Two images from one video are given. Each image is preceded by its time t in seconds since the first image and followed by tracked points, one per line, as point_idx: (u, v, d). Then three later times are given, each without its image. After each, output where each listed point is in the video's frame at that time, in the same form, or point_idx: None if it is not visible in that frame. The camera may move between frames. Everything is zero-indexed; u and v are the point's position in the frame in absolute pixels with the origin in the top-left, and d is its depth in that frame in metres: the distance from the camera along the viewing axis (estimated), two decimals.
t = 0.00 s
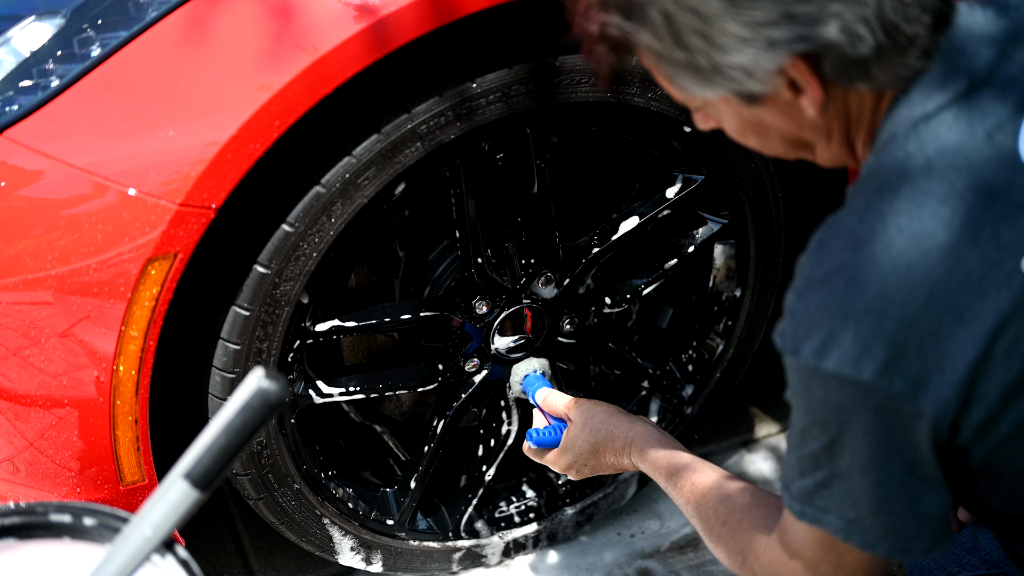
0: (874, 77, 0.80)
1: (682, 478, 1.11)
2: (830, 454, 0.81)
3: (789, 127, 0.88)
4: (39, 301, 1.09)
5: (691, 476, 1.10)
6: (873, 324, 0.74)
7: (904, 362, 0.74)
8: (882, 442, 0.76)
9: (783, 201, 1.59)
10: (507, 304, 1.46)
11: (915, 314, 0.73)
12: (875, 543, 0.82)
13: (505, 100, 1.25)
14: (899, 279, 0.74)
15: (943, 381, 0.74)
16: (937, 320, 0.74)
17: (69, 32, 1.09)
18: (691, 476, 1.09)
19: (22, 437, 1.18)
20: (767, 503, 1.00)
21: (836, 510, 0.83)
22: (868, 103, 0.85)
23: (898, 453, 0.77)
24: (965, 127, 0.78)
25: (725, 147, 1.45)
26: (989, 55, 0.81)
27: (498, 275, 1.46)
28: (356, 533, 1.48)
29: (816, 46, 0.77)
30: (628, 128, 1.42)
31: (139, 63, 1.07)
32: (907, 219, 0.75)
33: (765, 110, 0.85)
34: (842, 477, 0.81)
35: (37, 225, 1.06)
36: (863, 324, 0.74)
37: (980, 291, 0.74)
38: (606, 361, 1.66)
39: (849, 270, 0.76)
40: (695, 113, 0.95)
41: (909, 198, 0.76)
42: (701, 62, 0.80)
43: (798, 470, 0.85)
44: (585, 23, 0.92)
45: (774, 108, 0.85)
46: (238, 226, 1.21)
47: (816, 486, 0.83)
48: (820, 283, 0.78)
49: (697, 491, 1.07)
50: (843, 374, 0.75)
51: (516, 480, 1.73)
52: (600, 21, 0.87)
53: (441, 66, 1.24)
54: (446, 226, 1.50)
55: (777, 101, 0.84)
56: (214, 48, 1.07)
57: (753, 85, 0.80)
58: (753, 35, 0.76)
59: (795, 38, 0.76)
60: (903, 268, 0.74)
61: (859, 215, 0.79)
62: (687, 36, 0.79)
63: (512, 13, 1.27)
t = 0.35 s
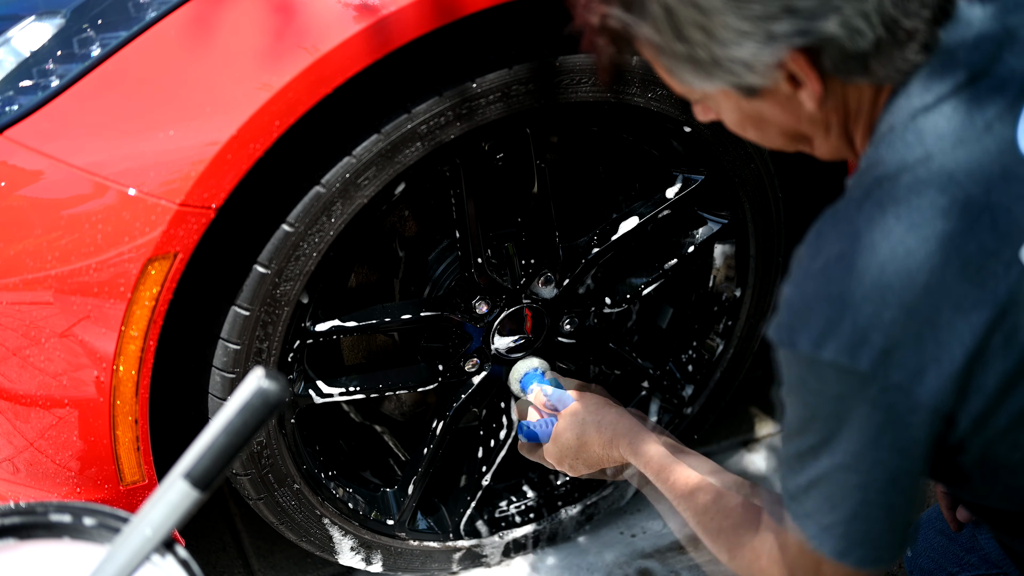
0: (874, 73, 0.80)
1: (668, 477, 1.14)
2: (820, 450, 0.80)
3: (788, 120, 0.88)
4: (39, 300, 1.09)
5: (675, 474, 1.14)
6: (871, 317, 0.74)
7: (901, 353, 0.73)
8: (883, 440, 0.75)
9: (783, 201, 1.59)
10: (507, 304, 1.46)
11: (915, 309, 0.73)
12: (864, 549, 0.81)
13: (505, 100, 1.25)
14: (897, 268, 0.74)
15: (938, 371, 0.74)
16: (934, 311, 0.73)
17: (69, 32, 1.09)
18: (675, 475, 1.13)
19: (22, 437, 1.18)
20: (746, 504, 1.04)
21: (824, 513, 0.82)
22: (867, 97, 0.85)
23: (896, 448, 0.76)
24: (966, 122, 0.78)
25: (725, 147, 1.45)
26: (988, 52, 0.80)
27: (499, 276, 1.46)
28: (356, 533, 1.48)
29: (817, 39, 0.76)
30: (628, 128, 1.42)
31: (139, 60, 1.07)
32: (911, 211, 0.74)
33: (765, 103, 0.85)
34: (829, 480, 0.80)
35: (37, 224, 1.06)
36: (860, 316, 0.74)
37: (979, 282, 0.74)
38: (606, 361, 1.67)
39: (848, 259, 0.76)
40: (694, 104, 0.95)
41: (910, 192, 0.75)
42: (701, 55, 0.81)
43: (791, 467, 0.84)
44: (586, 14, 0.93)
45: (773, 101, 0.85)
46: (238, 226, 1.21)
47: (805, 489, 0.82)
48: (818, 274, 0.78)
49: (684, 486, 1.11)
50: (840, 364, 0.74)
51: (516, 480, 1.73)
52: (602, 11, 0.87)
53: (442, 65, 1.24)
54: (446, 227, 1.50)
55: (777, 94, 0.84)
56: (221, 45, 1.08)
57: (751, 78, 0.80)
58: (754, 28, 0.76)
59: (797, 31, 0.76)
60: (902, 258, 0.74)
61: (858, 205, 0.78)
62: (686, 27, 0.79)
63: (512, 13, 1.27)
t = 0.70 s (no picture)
0: (879, 76, 0.80)
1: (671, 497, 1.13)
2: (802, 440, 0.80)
3: (794, 122, 0.88)
4: (39, 300, 1.09)
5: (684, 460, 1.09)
6: (869, 312, 0.74)
7: (902, 349, 0.73)
8: (878, 431, 0.76)
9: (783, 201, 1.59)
10: (507, 304, 1.46)
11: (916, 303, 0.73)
12: (826, 541, 0.81)
13: (505, 100, 1.25)
14: (902, 266, 0.74)
15: (937, 368, 0.74)
16: (937, 314, 0.74)
17: (69, 32, 1.09)
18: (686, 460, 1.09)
19: (22, 437, 1.18)
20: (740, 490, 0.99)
21: (790, 499, 0.82)
22: (872, 99, 0.85)
23: (885, 441, 0.76)
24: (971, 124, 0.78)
25: (725, 147, 1.45)
26: (994, 51, 0.80)
27: (499, 276, 1.46)
28: (356, 533, 1.48)
29: (817, 47, 0.76)
30: (628, 128, 1.43)
31: (139, 62, 1.07)
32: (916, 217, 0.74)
33: (769, 105, 0.85)
34: (803, 468, 0.81)
35: (37, 224, 1.06)
36: (859, 308, 0.74)
37: (985, 287, 0.74)
38: (606, 361, 1.66)
39: (851, 254, 0.76)
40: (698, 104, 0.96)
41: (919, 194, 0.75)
42: (705, 61, 0.81)
43: (758, 458, 0.84)
44: (587, 19, 0.93)
45: (778, 104, 0.85)
46: (238, 226, 1.21)
47: (776, 480, 0.83)
48: (818, 270, 0.77)
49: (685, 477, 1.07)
50: (838, 357, 0.74)
51: (517, 480, 1.73)
52: (603, 19, 0.88)
53: (442, 66, 1.24)
54: (446, 227, 1.50)
55: (782, 98, 0.84)
56: (219, 50, 1.07)
57: (756, 83, 0.80)
58: (757, 36, 0.76)
59: (798, 39, 0.76)
60: (908, 258, 0.74)
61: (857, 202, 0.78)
62: (689, 35, 0.79)
63: (512, 13, 1.27)
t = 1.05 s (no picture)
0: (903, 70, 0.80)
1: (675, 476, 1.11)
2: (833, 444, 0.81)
3: (812, 113, 0.87)
4: (39, 300, 1.09)
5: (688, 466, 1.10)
6: (894, 322, 0.73)
7: (925, 358, 0.73)
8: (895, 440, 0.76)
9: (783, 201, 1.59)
10: (507, 304, 1.46)
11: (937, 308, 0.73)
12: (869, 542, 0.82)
13: (505, 100, 1.25)
14: (928, 271, 0.73)
15: (960, 377, 0.73)
16: (963, 320, 0.73)
17: (69, 32, 1.09)
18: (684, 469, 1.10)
19: (22, 437, 1.18)
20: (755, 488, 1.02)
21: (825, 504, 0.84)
22: (895, 93, 0.85)
23: (909, 446, 0.76)
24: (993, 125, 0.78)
25: (725, 146, 1.45)
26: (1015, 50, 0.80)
27: (498, 276, 1.46)
28: (356, 533, 1.48)
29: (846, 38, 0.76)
30: (628, 128, 1.43)
31: (139, 62, 1.07)
32: (939, 217, 0.74)
33: (789, 95, 0.85)
34: (841, 472, 0.81)
35: (37, 224, 1.06)
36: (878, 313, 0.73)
37: (1005, 292, 0.74)
38: (606, 361, 1.66)
39: (870, 261, 0.75)
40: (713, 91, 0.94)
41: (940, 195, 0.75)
42: (727, 48, 0.81)
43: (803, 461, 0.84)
44: None
45: (798, 94, 0.84)
46: (238, 226, 1.21)
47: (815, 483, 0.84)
48: (839, 272, 0.77)
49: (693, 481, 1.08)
50: (860, 364, 0.74)
51: (517, 480, 1.73)
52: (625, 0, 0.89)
53: (441, 65, 1.24)
54: (447, 227, 1.50)
55: (802, 88, 0.83)
56: (212, 52, 1.07)
57: (777, 72, 0.79)
58: (785, 24, 0.76)
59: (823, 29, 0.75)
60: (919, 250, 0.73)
61: (878, 201, 0.78)
62: (713, 20, 0.79)
63: (512, 13, 1.27)
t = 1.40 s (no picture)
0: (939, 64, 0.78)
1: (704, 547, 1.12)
2: (878, 483, 0.74)
3: (843, 109, 0.80)
4: (39, 301, 1.09)
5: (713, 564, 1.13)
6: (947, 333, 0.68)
7: (984, 367, 0.69)
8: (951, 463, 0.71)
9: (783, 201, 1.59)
10: (507, 304, 1.46)
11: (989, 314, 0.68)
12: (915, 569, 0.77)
13: (505, 100, 1.25)
14: (985, 275, 0.68)
15: (1016, 386, 0.69)
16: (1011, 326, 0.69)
17: (69, 32, 1.09)
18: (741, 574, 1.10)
19: (22, 437, 1.18)
20: None
21: (867, 551, 0.77)
22: (931, 88, 0.78)
23: (965, 465, 0.71)
24: None
25: (725, 147, 1.45)
26: None
27: (498, 276, 1.46)
28: (356, 532, 1.48)
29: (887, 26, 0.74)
30: (628, 128, 1.43)
31: (139, 62, 1.07)
32: (969, 198, 0.69)
33: (821, 89, 0.78)
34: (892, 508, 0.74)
35: (37, 225, 1.06)
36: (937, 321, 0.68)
37: None
38: (606, 361, 1.66)
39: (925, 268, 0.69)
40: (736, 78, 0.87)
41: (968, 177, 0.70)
42: (762, 36, 0.74)
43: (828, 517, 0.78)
44: None
45: (831, 88, 0.77)
46: (238, 226, 1.21)
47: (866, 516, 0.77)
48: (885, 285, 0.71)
49: None
50: (918, 381, 0.69)
51: (517, 480, 1.73)
52: None
53: (442, 65, 1.24)
54: (447, 227, 1.50)
55: (837, 82, 0.76)
56: (212, 51, 1.07)
57: (814, 63, 0.73)
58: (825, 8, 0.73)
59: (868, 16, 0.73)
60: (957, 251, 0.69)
61: (910, 201, 0.73)
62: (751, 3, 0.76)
63: (512, 13, 1.27)
